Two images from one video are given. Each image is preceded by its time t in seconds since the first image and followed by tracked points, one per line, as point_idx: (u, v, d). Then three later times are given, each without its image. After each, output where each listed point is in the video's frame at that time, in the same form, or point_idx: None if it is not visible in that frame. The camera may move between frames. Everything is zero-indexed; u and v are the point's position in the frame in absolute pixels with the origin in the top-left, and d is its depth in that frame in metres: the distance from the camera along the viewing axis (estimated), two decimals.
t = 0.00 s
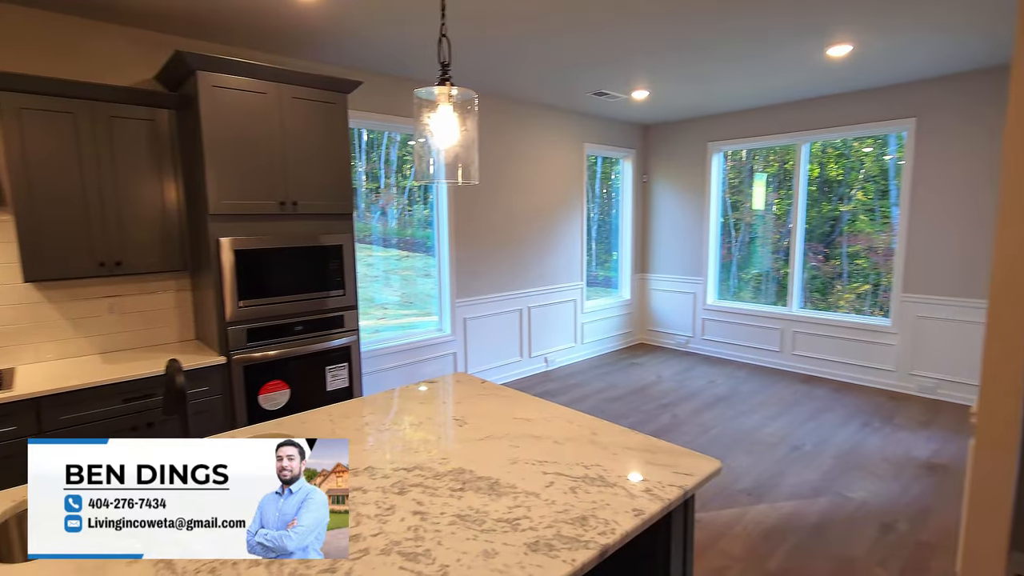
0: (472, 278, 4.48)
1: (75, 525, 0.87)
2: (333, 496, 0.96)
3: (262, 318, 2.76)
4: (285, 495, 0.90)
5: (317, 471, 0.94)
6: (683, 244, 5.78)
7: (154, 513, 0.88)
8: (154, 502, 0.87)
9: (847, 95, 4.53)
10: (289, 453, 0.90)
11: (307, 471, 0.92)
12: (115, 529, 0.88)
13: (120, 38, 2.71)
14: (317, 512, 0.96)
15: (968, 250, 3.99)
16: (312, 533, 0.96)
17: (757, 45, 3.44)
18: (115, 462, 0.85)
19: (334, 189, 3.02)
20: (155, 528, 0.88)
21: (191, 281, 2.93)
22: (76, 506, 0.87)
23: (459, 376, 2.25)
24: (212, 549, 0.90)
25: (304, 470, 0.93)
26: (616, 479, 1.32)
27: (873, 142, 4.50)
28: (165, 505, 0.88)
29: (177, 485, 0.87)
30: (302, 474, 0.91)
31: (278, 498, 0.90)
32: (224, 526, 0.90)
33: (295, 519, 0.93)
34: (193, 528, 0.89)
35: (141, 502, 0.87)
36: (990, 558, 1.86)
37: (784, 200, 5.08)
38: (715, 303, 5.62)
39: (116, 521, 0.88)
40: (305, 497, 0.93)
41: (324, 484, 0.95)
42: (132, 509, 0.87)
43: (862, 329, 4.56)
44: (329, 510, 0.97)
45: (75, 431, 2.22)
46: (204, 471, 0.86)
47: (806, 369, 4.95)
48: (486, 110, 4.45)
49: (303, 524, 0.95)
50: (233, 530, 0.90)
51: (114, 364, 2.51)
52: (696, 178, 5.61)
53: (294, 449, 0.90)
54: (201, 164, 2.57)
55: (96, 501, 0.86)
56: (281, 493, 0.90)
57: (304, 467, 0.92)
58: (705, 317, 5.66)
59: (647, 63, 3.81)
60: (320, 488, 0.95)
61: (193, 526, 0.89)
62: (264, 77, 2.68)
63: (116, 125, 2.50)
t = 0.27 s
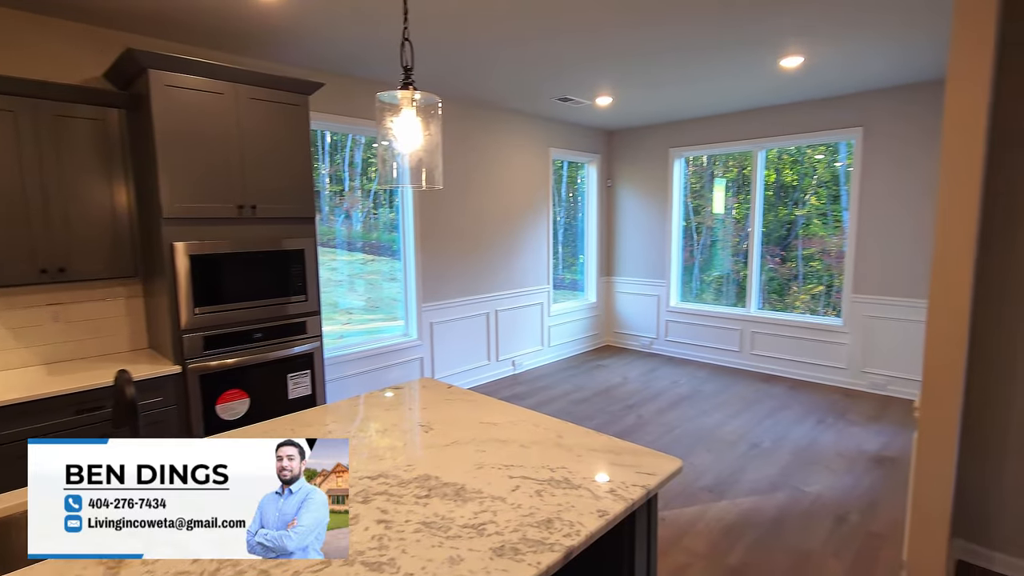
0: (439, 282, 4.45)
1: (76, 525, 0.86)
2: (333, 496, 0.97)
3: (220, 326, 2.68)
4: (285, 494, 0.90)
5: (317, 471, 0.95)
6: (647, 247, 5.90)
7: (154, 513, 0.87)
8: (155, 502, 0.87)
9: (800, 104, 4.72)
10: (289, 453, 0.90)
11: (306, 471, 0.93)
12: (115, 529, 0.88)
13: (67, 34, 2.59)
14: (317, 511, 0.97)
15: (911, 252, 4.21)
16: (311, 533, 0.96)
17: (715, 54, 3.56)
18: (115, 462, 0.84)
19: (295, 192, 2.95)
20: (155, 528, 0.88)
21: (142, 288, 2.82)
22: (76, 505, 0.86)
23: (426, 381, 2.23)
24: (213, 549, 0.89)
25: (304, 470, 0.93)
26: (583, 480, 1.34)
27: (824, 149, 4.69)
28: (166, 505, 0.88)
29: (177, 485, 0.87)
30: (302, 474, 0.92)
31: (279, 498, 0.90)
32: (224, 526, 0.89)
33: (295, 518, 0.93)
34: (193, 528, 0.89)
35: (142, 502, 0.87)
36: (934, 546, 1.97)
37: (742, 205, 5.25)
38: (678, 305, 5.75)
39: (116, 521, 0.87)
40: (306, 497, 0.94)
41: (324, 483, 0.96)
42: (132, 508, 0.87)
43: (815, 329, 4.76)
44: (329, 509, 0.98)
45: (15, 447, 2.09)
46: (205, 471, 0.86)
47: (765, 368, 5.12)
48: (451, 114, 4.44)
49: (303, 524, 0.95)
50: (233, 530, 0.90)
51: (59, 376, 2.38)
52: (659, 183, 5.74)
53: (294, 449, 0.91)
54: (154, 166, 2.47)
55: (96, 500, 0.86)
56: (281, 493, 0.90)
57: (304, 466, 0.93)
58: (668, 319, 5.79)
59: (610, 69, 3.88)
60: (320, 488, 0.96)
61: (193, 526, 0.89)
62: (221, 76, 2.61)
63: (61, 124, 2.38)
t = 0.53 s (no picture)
0: (407, 286, 4.40)
1: (75, 526, 0.91)
2: (334, 497, 1.01)
3: (177, 333, 2.58)
4: (285, 495, 0.96)
5: (317, 471, 0.99)
6: (614, 251, 5.99)
7: (154, 512, 0.93)
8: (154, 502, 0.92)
9: (759, 112, 4.88)
10: (289, 453, 0.96)
11: (306, 472, 0.98)
12: (115, 529, 0.93)
13: (10, 26, 2.45)
14: (317, 512, 1.01)
15: (864, 255, 4.40)
16: (311, 533, 1.01)
17: (678, 61, 3.64)
18: (116, 461, 0.90)
19: (256, 194, 2.87)
20: (155, 528, 0.93)
21: (92, 294, 2.69)
22: (76, 506, 0.91)
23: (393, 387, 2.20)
24: (210, 547, 0.95)
25: (304, 470, 0.98)
26: (553, 482, 1.35)
27: (782, 155, 4.86)
28: (166, 505, 0.93)
29: (177, 485, 0.92)
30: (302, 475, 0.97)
31: (279, 498, 0.96)
32: (224, 526, 0.95)
33: (295, 518, 0.98)
34: (193, 528, 0.94)
35: (143, 502, 0.92)
36: (887, 535, 2.05)
37: (705, 209, 5.39)
38: (645, 308, 5.85)
39: (116, 521, 0.92)
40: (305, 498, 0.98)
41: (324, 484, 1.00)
42: (132, 508, 0.92)
43: (772, 329, 4.93)
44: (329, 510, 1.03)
45: None
46: (204, 470, 0.91)
47: (728, 369, 5.25)
48: (418, 117, 4.41)
49: (303, 525, 1.00)
50: (232, 530, 0.96)
51: None
52: (625, 187, 5.84)
53: (295, 448, 0.97)
54: (105, 167, 2.36)
55: (97, 500, 0.91)
56: (281, 493, 0.95)
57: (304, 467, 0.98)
58: (636, 321, 5.88)
59: (576, 74, 3.92)
60: (320, 488, 1.00)
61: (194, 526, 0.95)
62: (177, 74, 2.52)
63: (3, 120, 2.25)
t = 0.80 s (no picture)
0: (371, 291, 4.31)
1: (75, 526, 0.84)
2: (335, 498, 0.93)
3: (125, 341, 2.45)
4: (285, 494, 0.88)
5: (317, 471, 0.91)
6: (579, 254, 6.05)
7: (154, 513, 0.84)
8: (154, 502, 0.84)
9: (718, 119, 5.02)
10: (289, 454, 0.87)
11: (306, 472, 0.90)
12: (115, 530, 0.85)
13: None
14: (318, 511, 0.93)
15: (817, 257, 4.58)
16: (311, 533, 0.93)
17: (640, 67, 3.72)
18: (115, 460, 0.82)
19: (211, 195, 2.76)
20: (155, 528, 0.85)
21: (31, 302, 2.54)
22: (76, 505, 0.83)
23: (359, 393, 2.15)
24: (213, 549, 0.86)
25: (304, 470, 0.90)
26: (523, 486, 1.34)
27: (740, 162, 5.02)
28: (167, 506, 0.85)
29: (177, 485, 0.84)
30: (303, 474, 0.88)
31: (279, 498, 0.87)
32: (224, 526, 0.86)
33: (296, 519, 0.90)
34: (194, 529, 0.86)
35: (144, 502, 0.84)
36: (843, 527, 2.12)
37: (668, 213, 5.51)
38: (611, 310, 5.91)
39: (116, 521, 0.84)
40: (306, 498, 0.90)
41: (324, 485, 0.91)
42: (131, 508, 0.84)
43: (731, 330, 5.08)
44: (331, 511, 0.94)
45: None
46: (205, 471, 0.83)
47: (692, 369, 5.36)
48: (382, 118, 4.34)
49: (304, 525, 0.92)
50: (234, 530, 0.87)
51: None
52: (590, 192, 5.90)
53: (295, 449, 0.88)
54: (46, 166, 2.23)
55: (95, 500, 0.84)
56: (281, 493, 0.87)
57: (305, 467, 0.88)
58: (602, 324, 5.94)
59: (541, 77, 3.95)
60: (320, 489, 0.92)
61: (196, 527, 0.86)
62: (126, 70, 2.40)
63: None
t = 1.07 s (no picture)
0: (343, 294, 4.22)
1: (75, 526, 0.85)
2: (335, 498, 0.95)
3: (80, 348, 2.33)
4: (285, 495, 0.90)
5: (317, 471, 0.93)
6: (555, 257, 6.05)
7: (154, 513, 0.86)
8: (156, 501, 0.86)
9: (690, 123, 5.09)
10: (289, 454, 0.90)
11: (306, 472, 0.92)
12: (115, 530, 0.86)
13: None
14: (317, 512, 0.95)
15: (787, 259, 4.67)
16: (311, 535, 0.95)
17: (615, 70, 3.75)
18: (116, 461, 0.84)
19: (174, 195, 2.65)
20: (155, 529, 0.87)
21: None
22: (76, 506, 0.85)
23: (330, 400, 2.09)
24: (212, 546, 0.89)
25: (304, 470, 0.92)
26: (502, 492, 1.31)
27: (711, 166, 5.10)
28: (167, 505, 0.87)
29: (177, 485, 0.86)
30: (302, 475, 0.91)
31: (279, 498, 0.90)
32: (224, 526, 0.89)
33: (296, 520, 0.92)
34: (193, 528, 0.88)
35: (144, 502, 0.86)
36: (815, 524, 2.15)
37: (642, 217, 5.56)
38: (587, 312, 5.93)
39: (116, 521, 0.86)
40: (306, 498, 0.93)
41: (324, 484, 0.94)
42: (132, 508, 0.86)
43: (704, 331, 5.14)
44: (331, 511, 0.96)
45: None
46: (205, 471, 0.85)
47: (667, 370, 5.41)
48: (354, 119, 4.27)
49: (303, 525, 0.94)
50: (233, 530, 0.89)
51: None
52: (565, 195, 5.92)
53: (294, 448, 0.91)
54: None
55: (96, 500, 0.85)
56: (281, 493, 0.89)
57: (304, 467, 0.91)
58: (578, 326, 5.96)
59: (516, 79, 3.94)
60: (320, 489, 0.94)
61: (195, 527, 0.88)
62: (84, 65, 2.30)
63: None
